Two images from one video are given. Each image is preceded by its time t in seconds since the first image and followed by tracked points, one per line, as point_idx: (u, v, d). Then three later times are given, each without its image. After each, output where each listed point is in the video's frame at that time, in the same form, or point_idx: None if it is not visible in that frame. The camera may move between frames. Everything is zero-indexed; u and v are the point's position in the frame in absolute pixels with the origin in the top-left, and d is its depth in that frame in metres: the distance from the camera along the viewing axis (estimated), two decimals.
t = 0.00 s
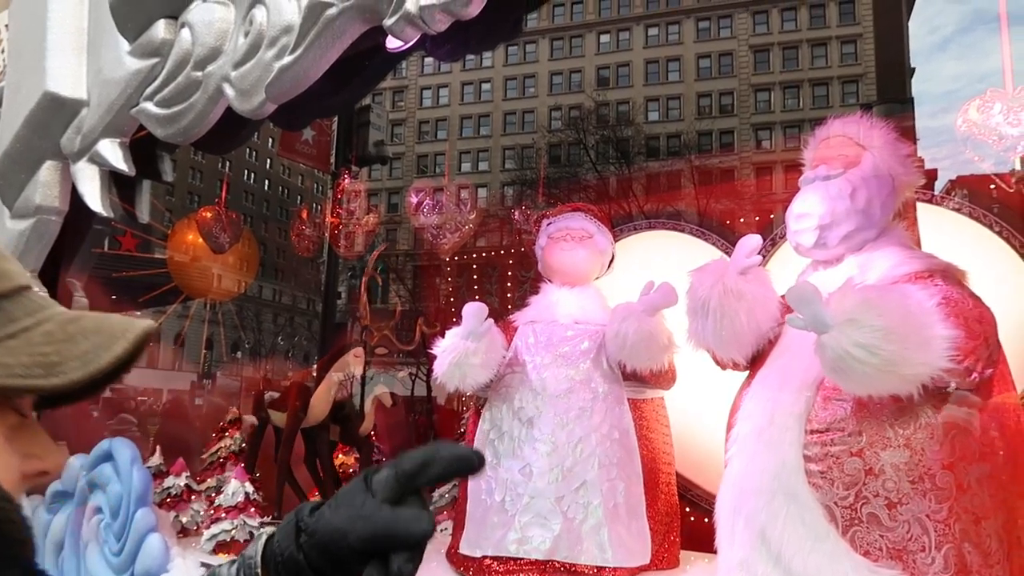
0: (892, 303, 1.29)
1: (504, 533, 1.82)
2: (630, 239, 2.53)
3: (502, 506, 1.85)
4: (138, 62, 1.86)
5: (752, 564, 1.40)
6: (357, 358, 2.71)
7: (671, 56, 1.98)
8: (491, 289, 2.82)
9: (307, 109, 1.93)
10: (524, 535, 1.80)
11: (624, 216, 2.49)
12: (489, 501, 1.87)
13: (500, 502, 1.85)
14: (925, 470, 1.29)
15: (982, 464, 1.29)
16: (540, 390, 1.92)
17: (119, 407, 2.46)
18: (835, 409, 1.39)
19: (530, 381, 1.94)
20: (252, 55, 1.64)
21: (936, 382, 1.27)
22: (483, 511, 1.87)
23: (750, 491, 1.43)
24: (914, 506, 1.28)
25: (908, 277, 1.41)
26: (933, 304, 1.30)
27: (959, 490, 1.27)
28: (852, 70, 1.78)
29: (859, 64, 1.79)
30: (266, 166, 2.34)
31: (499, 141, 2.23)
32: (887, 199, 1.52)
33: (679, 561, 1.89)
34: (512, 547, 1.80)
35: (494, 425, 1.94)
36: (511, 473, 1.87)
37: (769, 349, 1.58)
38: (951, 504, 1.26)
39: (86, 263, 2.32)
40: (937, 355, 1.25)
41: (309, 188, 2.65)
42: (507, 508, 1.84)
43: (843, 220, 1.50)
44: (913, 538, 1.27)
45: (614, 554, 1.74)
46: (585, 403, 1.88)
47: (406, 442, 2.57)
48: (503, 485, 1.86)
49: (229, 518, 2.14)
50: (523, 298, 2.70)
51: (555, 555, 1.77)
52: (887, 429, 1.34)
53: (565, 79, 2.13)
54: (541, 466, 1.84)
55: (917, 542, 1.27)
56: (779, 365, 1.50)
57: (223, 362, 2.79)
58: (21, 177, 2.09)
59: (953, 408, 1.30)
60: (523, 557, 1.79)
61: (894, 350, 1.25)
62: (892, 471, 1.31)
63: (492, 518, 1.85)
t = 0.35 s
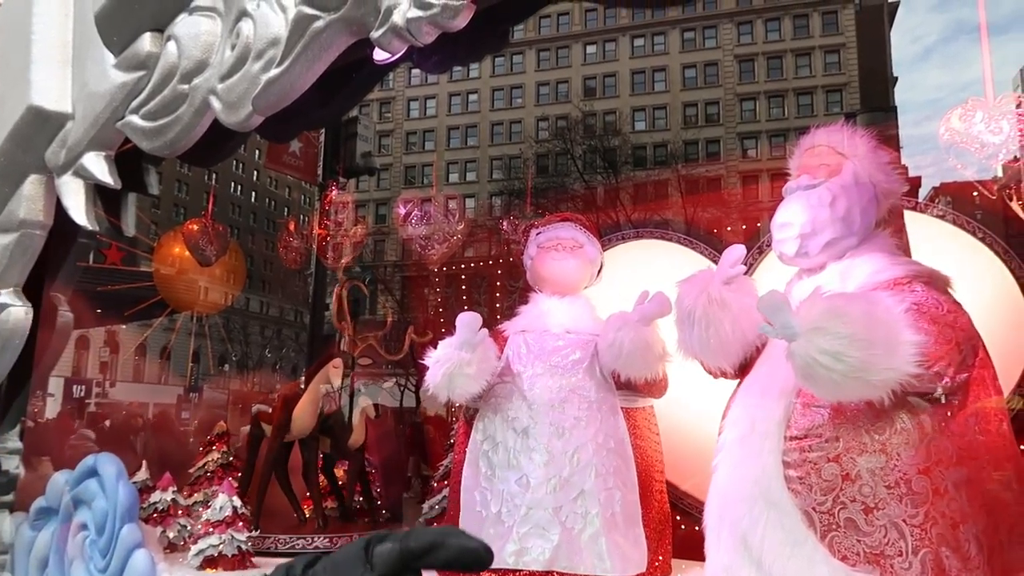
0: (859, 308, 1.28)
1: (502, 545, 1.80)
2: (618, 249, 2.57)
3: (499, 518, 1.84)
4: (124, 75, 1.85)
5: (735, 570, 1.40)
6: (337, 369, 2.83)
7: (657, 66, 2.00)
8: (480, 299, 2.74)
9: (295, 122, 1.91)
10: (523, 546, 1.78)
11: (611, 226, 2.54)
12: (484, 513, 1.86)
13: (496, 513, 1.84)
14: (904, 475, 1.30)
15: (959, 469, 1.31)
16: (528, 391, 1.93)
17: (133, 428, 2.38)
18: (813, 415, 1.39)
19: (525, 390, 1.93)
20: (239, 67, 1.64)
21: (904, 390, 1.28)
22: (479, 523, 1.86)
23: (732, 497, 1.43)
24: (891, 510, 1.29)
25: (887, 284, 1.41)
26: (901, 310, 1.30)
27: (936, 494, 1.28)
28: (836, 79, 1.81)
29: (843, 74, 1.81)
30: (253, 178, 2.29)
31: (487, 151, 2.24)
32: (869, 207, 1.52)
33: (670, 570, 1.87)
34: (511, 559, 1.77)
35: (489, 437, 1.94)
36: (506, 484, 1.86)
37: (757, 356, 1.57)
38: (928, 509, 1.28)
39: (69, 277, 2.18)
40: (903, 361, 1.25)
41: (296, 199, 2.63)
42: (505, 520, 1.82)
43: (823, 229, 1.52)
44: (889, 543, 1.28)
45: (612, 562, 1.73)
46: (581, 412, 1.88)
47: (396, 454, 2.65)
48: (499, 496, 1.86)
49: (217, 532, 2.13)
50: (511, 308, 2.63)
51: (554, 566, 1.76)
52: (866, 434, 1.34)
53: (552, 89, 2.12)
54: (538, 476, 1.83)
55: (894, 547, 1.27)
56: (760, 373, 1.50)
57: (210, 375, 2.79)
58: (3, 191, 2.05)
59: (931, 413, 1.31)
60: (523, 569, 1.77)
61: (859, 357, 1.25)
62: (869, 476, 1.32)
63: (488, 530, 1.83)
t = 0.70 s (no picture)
0: (825, 308, 1.26)
1: (495, 549, 1.80)
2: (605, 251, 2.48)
3: (491, 522, 1.83)
4: (106, 79, 1.84)
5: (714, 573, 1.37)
6: (313, 373, 2.55)
7: (642, 70, 2.03)
8: (465, 303, 2.82)
9: (280, 124, 1.95)
10: (516, 550, 1.78)
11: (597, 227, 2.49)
12: (475, 517, 1.86)
13: (489, 517, 1.84)
14: (874, 475, 1.29)
15: (930, 468, 1.27)
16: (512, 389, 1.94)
17: (127, 434, 2.42)
18: (788, 416, 1.40)
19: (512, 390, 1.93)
20: (222, 71, 1.63)
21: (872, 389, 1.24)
22: (471, 528, 1.85)
23: (708, 499, 1.42)
24: (862, 510, 1.28)
25: (862, 285, 1.40)
26: (867, 311, 1.27)
27: (906, 494, 1.26)
28: (819, 83, 1.82)
29: (826, 78, 1.83)
30: (236, 182, 2.41)
31: (472, 155, 2.28)
32: (847, 208, 1.52)
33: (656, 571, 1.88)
34: (504, 563, 1.78)
35: (480, 442, 1.92)
36: (498, 488, 1.85)
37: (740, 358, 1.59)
38: (898, 509, 1.26)
39: (51, 281, 2.13)
40: (867, 362, 1.22)
41: (282, 203, 2.79)
42: (499, 524, 1.81)
43: (802, 232, 1.51)
44: (860, 542, 1.27)
45: (605, 565, 1.72)
46: (572, 415, 1.87)
47: (382, 458, 2.73)
48: (491, 499, 1.85)
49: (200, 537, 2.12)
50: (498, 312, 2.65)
51: (549, 569, 1.74)
52: (840, 433, 1.34)
53: (537, 93, 2.16)
54: (530, 480, 1.82)
55: (864, 546, 1.26)
56: (737, 378, 1.51)
57: (194, 380, 2.71)
58: None
59: (899, 413, 1.31)
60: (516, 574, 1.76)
61: (823, 358, 1.22)
62: (840, 476, 1.32)
63: (480, 534, 1.83)
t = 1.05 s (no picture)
0: (785, 311, 1.25)
1: (483, 553, 1.78)
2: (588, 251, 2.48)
3: (479, 525, 1.80)
4: (84, 78, 1.82)
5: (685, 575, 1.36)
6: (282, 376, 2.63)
7: (625, 73, 2.02)
8: (449, 304, 2.68)
9: (261, 124, 2.12)
10: (506, 553, 1.76)
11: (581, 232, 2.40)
12: (462, 520, 1.84)
13: (477, 519, 1.81)
14: (838, 476, 1.29)
15: (895, 469, 1.26)
16: (495, 393, 1.92)
17: (105, 435, 2.44)
18: (757, 418, 1.39)
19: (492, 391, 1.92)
20: (201, 71, 1.62)
21: (831, 391, 1.24)
22: (458, 532, 1.83)
23: (681, 503, 1.41)
24: (827, 510, 1.28)
25: (833, 289, 1.37)
26: (826, 314, 1.25)
27: (870, 494, 1.26)
28: (799, 88, 1.86)
29: (806, 82, 1.86)
30: (218, 182, 2.34)
31: (455, 156, 2.27)
32: (824, 211, 1.50)
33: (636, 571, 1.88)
34: (493, 566, 1.75)
35: (467, 446, 1.90)
36: (486, 491, 1.83)
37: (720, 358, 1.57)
38: (863, 509, 1.25)
39: (25, 284, 2.31)
40: (825, 364, 1.21)
41: (264, 205, 2.62)
42: (488, 527, 1.79)
43: (775, 237, 1.51)
44: (825, 543, 1.26)
45: (593, 567, 1.73)
46: (559, 418, 1.87)
47: (364, 462, 2.72)
48: (478, 502, 1.82)
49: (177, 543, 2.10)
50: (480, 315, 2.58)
51: (539, 572, 1.73)
52: (805, 434, 1.34)
53: (520, 96, 2.17)
54: (518, 484, 1.80)
55: (829, 547, 1.25)
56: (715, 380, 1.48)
57: (173, 383, 2.65)
58: None
59: (863, 415, 1.30)
60: None
61: (781, 361, 1.21)
62: (805, 477, 1.31)
63: (468, 537, 1.81)
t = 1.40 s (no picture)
0: (742, 312, 1.21)
1: (467, 555, 1.74)
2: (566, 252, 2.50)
3: (463, 527, 1.76)
4: (56, 76, 1.81)
5: None
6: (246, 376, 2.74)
7: (605, 76, 2.03)
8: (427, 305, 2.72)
9: (238, 124, 2.05)
10: (490, 555, 1.72)
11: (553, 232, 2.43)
12: (445, 523, 1.79)
13: (461, 522, 1.77)
14: (798, 476, 1.25)
15: (856, 469, 1.23)
16: (468, 392, 1.87)
17: (82, 440, 2.45)
18: (724, 418, 1.35)
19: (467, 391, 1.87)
20: (176, 69, 1.60)
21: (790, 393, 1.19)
22: (442, 535, 1.78)
23: (653, 507, 1.37)
24: (787, 510, 1.24)
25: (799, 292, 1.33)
26: (783, 316, 1.21)
27: (831, 494, 1.23)
28: (777, 92, 1.87)
29: (784, 87, 1.87)
30: (194, 182, 2.33)
31: (435, 158, 2.26)
32: (797, 211, 1.46)
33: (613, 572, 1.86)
34: (478, 569, 1.72)
35: (448, 448, 1.85)
36: (470, 493, 1.78)
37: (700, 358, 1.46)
38: (824, 509, 1.22)
39: None
40: (782, 365, 1.17)
41: (243, 206, 2.62)
42: (473, 529, 1.75)
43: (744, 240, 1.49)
44: (786, 542, 1.23)
45: (575, 567, 1.72)
46: (541, 419, 1.85)
47: (341, 464, 2.73)
48: (462, 504, 1.78)
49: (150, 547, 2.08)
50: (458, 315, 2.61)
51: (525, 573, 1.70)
52: (767, 434, 1.30)
53: (501, 97, 2.17)
54: (503, 484, 1.77)
55: (791, 545, 1.22)
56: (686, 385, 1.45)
57: (148, 385, 2.64)
58: None
59: (825, 415, 1.27)
60: None
61: (737, 363, 1.17)
62: (768, 477, 1.27)
63: (452, 540, 1.76)
